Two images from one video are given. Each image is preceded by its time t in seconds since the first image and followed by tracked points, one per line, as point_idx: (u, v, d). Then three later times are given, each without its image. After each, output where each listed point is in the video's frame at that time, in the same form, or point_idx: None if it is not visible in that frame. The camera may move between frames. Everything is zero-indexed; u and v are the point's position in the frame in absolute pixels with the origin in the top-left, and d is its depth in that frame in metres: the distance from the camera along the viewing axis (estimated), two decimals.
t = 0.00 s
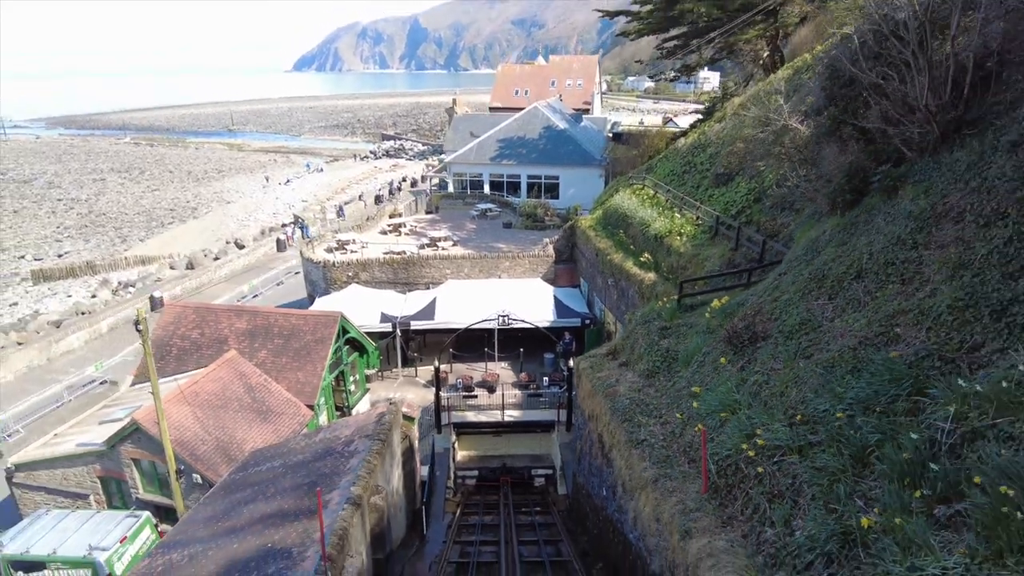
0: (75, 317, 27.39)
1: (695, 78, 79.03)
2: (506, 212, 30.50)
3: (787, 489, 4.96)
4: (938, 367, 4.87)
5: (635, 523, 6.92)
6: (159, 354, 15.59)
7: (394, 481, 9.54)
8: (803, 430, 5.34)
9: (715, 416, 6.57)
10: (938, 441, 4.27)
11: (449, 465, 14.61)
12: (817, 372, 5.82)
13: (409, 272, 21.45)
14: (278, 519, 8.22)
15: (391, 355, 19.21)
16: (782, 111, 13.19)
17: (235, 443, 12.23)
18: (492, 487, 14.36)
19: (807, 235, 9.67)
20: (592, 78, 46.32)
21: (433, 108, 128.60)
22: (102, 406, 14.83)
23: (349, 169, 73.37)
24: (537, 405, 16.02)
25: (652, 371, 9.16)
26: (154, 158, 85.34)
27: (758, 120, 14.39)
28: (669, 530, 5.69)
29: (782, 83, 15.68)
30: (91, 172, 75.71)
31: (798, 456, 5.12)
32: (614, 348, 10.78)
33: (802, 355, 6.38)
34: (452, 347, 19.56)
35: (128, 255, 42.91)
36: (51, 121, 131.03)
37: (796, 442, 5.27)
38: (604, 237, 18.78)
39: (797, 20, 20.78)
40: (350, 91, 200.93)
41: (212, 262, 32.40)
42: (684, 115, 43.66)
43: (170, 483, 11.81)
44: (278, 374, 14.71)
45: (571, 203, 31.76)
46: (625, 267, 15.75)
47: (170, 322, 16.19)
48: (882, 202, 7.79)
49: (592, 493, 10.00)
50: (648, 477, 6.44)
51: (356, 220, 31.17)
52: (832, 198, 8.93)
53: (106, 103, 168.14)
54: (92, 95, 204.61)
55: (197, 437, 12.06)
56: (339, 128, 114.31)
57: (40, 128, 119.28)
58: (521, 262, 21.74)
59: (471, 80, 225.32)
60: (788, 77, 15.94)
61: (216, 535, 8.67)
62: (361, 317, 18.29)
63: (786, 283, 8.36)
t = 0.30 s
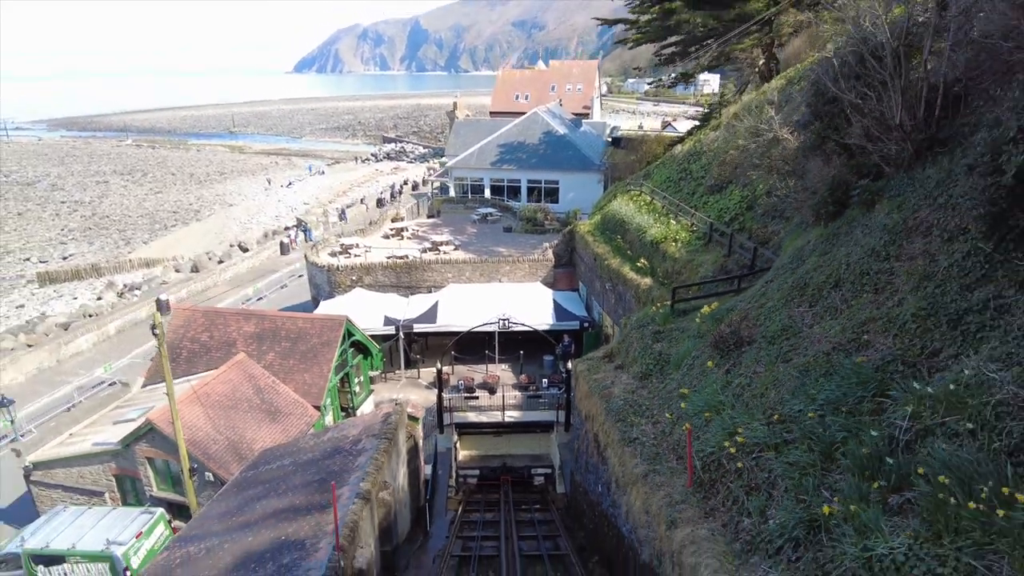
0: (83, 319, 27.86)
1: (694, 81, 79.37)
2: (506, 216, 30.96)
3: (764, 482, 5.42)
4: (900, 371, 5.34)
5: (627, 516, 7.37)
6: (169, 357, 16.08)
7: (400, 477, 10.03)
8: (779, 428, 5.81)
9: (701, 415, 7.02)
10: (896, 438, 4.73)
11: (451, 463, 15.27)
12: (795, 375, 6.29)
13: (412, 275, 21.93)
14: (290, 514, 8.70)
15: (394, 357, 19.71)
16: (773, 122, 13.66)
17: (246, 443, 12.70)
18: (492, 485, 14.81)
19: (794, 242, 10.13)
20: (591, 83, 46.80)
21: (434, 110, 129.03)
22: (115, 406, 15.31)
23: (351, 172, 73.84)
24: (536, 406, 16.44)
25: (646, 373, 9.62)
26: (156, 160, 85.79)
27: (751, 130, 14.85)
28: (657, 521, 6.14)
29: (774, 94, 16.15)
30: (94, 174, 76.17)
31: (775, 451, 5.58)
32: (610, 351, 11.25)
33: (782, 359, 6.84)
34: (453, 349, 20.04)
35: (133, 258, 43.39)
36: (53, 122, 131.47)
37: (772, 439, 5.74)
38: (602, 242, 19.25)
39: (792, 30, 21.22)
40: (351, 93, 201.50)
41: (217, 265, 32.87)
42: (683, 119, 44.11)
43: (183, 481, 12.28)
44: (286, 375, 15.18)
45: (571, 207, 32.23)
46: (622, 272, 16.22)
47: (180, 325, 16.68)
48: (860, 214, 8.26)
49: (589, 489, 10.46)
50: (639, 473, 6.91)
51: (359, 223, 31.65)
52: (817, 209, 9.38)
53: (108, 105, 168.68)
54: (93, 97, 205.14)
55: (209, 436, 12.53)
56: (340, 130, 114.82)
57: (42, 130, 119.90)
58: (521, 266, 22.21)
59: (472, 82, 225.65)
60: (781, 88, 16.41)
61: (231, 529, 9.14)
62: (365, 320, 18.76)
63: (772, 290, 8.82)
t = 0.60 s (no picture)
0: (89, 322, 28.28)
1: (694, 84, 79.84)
2: (507, 220, 31.39)
3: (746, 476, 5.82)
4: (873, 374, 5.75)
5: (621, 511, 7.78)
6: (179, 359, 16.50)
7: (404, 475, 10.47)
8: (761, 427, 6.21)
9: (690, 414, 7.43)
10: (866, 436, 5.14)
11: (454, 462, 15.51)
12: (778, 377, 6.71)
13: (414, 279, 22.34)
14: (301, 509, 9.12)
15: (397, 359, 20.12)
16: (765, 131, 14.09)
17: (254, 442, 13.12)
18: (493, 484, 15.21)
19: (783, 250, 10.54)
20: (591, 87, 47.27)
21: (434, 112, 129.46)
22: (126, 407, 15.72)
23: (352, 174, 74.31)
24: (536, 407, 16.75)
25: (640, 375, 10.04)
26: (158, 162, 86.23)
27: (745, 139, 15.27)
28: (648, 515, 6.55)
29: (767, 103, 16.59)
30: (96, 176, 76.59)
31: (757, 447, 5.99)
32: (607, 354, 11.66)
33: (766, 362, 7.25)
34: (455, 352, 20.45)
35: (136, 260, 43.80)
36: (54, 124, 131.92)
37: (755, 437, 6.14)
38: (600, 246, 19.67)
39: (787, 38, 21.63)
40: (352, 94, 202.04)
41: (221, 268, 33.27)
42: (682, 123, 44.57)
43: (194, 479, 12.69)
44: (292, 377, 15.60)
45: (570, 211, 32.66)
46: (620, 276, 16.63)
47: (189, 328, 17.11)
48: (844, 224, 8.67)
49: (586, 487, 10.87)
50: (632, 470, 7.33)
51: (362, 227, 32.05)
52: (804, 218, 9.80)
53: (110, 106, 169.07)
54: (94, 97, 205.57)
55: (219, 436, 12.94)
56: (341, 132, 115.32)
57: (44, 132, 120.43)
58: (521, 269, 22.61)
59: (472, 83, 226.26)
60: (774, 97, 16.84)
61: (243, 524, 9.54)
62: (369, 323, 19.18)
63: (761, 296, 9.24)
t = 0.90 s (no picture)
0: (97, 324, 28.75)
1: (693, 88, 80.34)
2: (508, 223, 31.85)
3: (727, 473, 6.28)
4: (846, 376, 6.21)
5: (615, 505, 8.26)
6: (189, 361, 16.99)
7: (410, 473, 10.98)
8: (743, 427, 6.67)
9: (679, 415, 7.89)
10: (837, 434, 5.61)
11: (456, 462, 15.76)
12: (761, 379, 7.18)
13: (416, 282, 22.80)
14: (312, 504, 9.60)
15: (400, 361, 20.58)
16: (757, 141, 14.57)
17: (264, 442, 13.60)
18: (494, 483, 15.69)
19: (772, 257, 11.01)
20: (591, 92, 47.76)
21: (435, 113, 130.00)
22: (138, 408, 16.20)
23: (354, 176, 74.82)
24: (536, 407, 17.16)
25: (635, 377, 10.51)
26: (161, 164, 86.72)
27: (738, 148, 15.74)
28: (639, 507, 7.02)
29: (761, 113, 17.05)
30: (100, 179, 77.10)
31: (740, 445, 6.46)
32: (604, 356, 12.13)
33: (751, 366, 7.73)
34: (456, 354, 20.94)
35: (141, 262, 44.30)
36: (56, 125, 132.41)
37: (737, 435, 6.61)
38: (599, 250, 20.15)
39: (783, 47, 22.11)
40: (353, 96, 202.60)
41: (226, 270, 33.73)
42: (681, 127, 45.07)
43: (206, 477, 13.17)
44: (300, 378, 16.09)
45: (570, 214, 33.15)
46: (618, 280, 17.10)
47: (198, 330, 17.58)
48: (827, 235, 9.15)
49: (584, 484, 11.33)
50: (625, 467, 7.81)
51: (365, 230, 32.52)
52: (792, 228, 10.27)
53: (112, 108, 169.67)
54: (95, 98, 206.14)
55: (230, 436, 13.42)
56: (342, 134, 115.82)
57: (47, 133, 121.01)
58: (522, 272, 23.08)
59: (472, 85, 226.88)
60: (767, 106, 17.29)
61: (256, 518, 10.00)
62: (372, 326, 19.64)
63: (748, 302, 9.71)
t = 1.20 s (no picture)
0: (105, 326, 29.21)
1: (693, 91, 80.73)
2: (509, 226, 32.29)
3: (714, 468, 6.70)
4: (826, 379, 6.63)
5: (610, 500, 8.70)
6: (199, 362, 17.46)
7: (414, 470, 11.45)
8: (729, 425, 7.09)
9: (671, 415, 8.32)
10: (815, 432, 6.01)
11: (458, 462, 16.14)
12: (748, 381, 7.60)
13: (419, 285, 23.25)
14: (321, 500, 10.04)
15: (403, 362, 21.02)
16: (750, 149, 14.99)
17: (273, 441, 14.03)
18: (495, 482, 16.12)
19: (763, 264, 11.44)
20: (591, 95, 48.24)
21: (436, 115, 130.46)
22: (149, 408, 16.65)
23: (356, 179, 75.26)
24: (536, 408, 17.51)
25: (631, 379, 10.93)
26: (164, 166, 87.20)
27: (733, 155, 16.16)
28: (632, 501, 7.46)
29: (755, 121, 17.48)
30: (103, 180, 77.59)
31: (726, 443, 6.88)
32: (602, 358, 12.56)
33: (739, 368, 8.15)
34: (458, 355, 21.37)
35: (146, 264, 44.78)
36: (59, 127, 132.97)
37: (724, 433, 7.03)
38: (598, 254, 20.59)
39: (779, 53, 22.51)
40: (354, 97, 203.07)
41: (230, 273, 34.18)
42: (681, 130, 45.48)
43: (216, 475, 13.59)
44: (307, 379, 16.53)
45: (570, 218, 33.59)
46: (616, 284, 17.53)
47: (207, 333, 18.04)
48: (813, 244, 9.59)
49: (582, 482, 11.75)
50: (620, 464, 8.24)
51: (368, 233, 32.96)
52: (782, 235, 10.69)
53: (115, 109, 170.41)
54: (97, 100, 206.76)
55: (240, 435, 13.85)
56: (344, 135, 116.38)
57: (50, 135, 121.56)
58: (523, 275, 23.51)
59: (473, 86, 227.44)
60: (762, 114, 17.73)
61: (268, 514, 10.44)
62: (376, 328, 20.08)
63: (739, 306, 10.15)
